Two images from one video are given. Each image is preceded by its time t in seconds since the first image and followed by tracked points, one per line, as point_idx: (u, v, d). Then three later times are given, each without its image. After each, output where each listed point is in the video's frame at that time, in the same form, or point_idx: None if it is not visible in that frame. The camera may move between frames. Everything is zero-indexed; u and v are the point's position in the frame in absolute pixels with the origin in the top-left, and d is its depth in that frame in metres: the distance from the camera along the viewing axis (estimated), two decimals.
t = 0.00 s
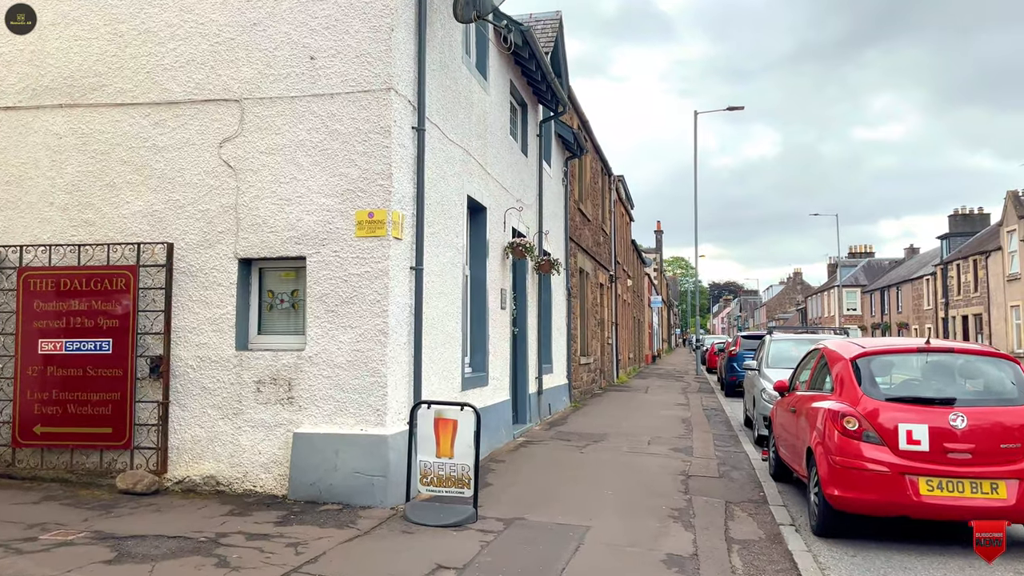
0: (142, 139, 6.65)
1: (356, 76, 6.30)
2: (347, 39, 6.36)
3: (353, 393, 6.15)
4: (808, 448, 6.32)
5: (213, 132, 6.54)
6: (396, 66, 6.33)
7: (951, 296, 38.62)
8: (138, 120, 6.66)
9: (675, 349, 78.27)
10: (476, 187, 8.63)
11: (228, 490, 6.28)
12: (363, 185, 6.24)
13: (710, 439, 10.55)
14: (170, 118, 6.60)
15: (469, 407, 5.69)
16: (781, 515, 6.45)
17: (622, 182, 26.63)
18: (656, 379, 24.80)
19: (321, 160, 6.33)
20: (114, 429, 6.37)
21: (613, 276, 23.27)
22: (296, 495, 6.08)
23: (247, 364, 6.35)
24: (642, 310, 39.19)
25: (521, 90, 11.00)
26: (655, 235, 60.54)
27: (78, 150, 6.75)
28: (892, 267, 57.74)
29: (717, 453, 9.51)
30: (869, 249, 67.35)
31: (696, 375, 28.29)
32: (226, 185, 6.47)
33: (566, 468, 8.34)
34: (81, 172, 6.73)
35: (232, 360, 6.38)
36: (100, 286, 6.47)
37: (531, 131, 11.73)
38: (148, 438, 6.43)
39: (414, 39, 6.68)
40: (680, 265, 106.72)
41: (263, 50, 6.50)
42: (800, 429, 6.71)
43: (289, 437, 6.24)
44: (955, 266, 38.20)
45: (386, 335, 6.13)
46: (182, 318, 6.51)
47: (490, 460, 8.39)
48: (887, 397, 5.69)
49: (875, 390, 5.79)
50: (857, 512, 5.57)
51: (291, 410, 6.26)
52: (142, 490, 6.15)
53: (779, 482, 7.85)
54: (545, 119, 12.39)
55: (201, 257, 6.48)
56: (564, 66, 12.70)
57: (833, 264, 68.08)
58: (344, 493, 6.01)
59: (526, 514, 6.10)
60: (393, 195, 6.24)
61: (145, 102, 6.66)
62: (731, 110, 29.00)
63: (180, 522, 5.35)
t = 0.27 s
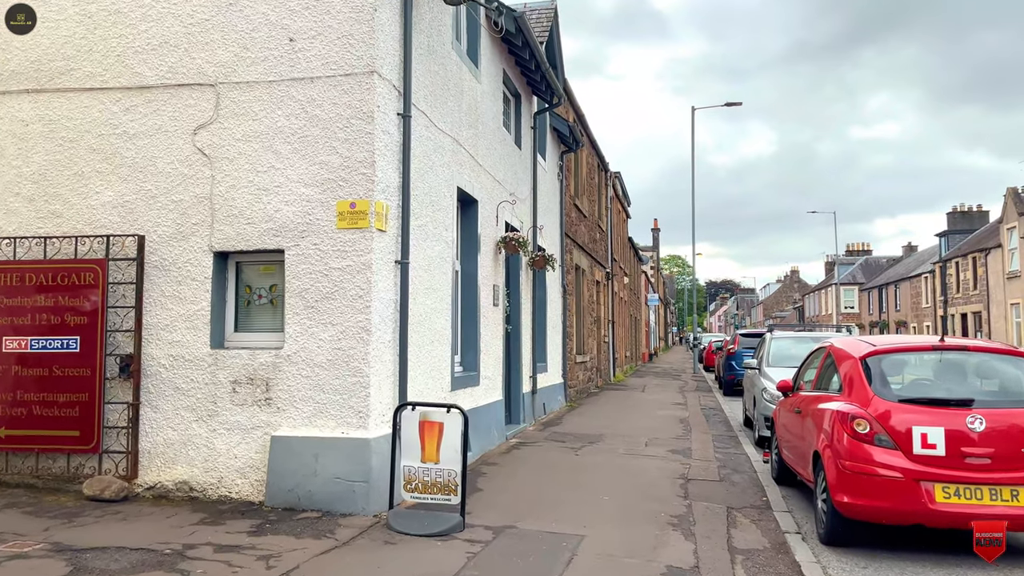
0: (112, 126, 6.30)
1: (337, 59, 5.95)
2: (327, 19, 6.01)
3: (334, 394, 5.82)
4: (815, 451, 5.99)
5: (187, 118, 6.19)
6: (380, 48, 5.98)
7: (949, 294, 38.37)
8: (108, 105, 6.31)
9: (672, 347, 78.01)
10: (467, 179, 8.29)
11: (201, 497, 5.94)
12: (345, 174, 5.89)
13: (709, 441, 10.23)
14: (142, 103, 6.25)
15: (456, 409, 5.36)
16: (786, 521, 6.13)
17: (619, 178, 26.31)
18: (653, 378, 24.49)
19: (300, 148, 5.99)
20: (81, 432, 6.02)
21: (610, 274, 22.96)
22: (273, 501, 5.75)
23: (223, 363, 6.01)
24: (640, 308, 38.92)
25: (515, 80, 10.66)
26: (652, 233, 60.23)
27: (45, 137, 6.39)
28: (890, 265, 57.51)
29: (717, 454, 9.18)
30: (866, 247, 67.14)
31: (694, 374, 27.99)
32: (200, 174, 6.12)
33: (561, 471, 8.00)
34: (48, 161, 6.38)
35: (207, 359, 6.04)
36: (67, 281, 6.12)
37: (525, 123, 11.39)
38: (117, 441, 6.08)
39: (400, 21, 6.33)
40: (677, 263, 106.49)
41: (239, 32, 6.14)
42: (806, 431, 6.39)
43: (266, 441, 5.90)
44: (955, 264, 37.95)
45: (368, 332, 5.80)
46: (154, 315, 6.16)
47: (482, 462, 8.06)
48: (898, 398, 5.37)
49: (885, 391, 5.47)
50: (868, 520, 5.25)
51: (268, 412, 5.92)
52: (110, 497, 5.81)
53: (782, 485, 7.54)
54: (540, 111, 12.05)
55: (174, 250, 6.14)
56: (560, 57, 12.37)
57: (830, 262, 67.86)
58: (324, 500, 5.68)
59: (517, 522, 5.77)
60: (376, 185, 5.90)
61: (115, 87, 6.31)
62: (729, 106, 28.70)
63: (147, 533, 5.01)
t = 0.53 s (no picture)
0: (83, 115, 5.95)
1: (320, 44, 5.61)
2: (311, 2, 5.67)
3: (317, 399, 5.47)
4: (826, 460, 5.66)
5: (162, 107, 5.84)
6: (366, 32, 5.64)
7: (950, 294, 38.09)
8: (78, 94, 5.96)
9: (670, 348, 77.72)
10: (460, 173, 7.95)
11: (176, 509, 5.60)
12: (329, 166, 5.55)
13: (711, 445, 9.90)
14: (114, 92, 5.90)
15: (445, 416, 5.02)
16: (797, 534, 5.79)
17: (617, 176, 26.00)
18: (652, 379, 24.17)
19: (281, 138, 5.64)
20: (48, 440, 5.67)
21: (608, 274, 22.64)
22: (251, 514, 5.42)
23: (199, 367, 5.66)
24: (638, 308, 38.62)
25: (511, 73, 10.33)
26: (650, 232, 59.95)
27: (13, 128, 6.04)
28: (888, 265, 57.28)
29: (720, 460, 8.85)
30: (865, 247, 66.85)
31: (693, 375, 27.68)
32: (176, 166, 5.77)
33: (558, 478, 7.67)
34: (16, 152, 6.03)
35: (182, 363, 5.69)
36: (34, 280, 5.77)
37: (522, 117, 11.05)
38: (87, 450, 5.73)
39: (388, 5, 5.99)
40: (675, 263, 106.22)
41: (218, 16, 5.80)
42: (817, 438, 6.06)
43: (245, 449, 5.55)
44: (955, 264, 37.69)
45: (353, 334, 5.45)
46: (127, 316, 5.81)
47: (476, 470, 7.72)
48: (916, 404, 5.04)
49: (902, 396, 5.13)
50: (886, 534, 4.92)
51: (247, 419, 5.58)
52: (79, 510, 5.46)
53: (790, 494, 7.21)
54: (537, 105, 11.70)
55: (148, 247, 5.79)
56: (557, 50, 12.03)
57: (829, 262, 67.61)
58: (305, 513, 5.34)
59: (511, 536, 5.43)
60: (362, 178, 5.56)
61: (87, 74, 5.96)
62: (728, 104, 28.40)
63: (113, 550, 4.66)
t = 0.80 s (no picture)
0: (48, 105, 5.64)
1: (297, 28, 5.30)
2: None
3: (293, 404, 5.16)
4: (833, 468, 5.35)
5: (131, 95, 5.53)
6: (347, 16, 5.33)
7: (949, 296, 37.85)
8: (44, 82, 5.65)
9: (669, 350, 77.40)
10: (449, 168, 7.65)
11: (144, 522, 5.29)
12: (306, 157, 5.24)
13: (711, 451, 9.60)
14: (80, 79, 5.58)
15: (429, 422, 4.69)
16: (802, 546, 5.48)
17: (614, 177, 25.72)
18: (650, 382, 23.87)
19: (256, 128, 5.33)
20: (10, 448, 5.36)
21: (605, 275, 22.35)
22: (223, 527, 5.11)
23: (169, 370, 5.34)
24: (635, 310, 38.34)
25: (503, 67, 10.02)
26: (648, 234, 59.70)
27: None
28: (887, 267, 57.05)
29: (720, 466, 8.54)
30: (863, 249, 66.65)
31: (691, 377, 27.39)
32: (145, 157, 5.46)
33: (551, 486, 7.35)
34: None
35: (152, 366, 5.37)
36: None
37: (515, 113, 10.75)
38: (51, 458, 5.41)
39: None
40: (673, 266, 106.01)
41: None
42: (823, 445, 5.75)
43: (218, 458, 5.24)
44: (954, 266, 37.44)
45: (332, 335, 5.14)
46: (93, 316, 5.49)
47: (465, 477, 7.40)
48: (929, 408, 4.73)
49: (914, 400, 4.83)
50: (899, 548, 4.61)
51: (220, 425, 5.27)
52: (39, 522, 5.14)
53: (793, 503, 6.90)
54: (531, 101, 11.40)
55: (116, 243, 5.48)
56: (552, 45, 11.73)
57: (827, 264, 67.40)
58: (280, 526, 5.04)
59: (500, 550, 5.12)
60: (342, 169, 5.25)
61: (52, 61, 5.65)
62: (726, 105, 28.13)
63: (70, 567, 4.34)
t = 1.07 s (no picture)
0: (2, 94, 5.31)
1: (264, 10, 4.96)
2: None
3: (260, 413, 4.82)
4: (837, 479, 5.01)
5: (89, 83, 5.20)
6: None
7: (946, 299, 37.63)
8: None
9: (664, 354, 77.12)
10: (433, 164, 7.32)
11: (100, 539, 4.95)
12: (274, 148, 4.91)
13: (706, 458, 9.27)
14: (36, 66, 5.26)
15: (403, 432, 4.35)
16: (804, 562, 5.15)
17: (608, 178, 25.42)
18: (645, 386, 23.55)
19: (221, 117, 4.99)
20: None
21: (599, 278, 22.04)
22: (183, 544, 4.78)
23: (128, 376, 5.00)
24: (630, 314, 38.05)
25: (491, 62, 9.71)
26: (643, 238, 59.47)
27: None
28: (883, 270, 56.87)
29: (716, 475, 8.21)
30: (858, 252, 66.50)
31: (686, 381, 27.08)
32: (104, 149, 5.13)
33: (538, 496, 7.02)
34: None
35: (109, 372, 5.03)
36: None
37: (505, 109, 10.43)
38: (2, 471, 5.10)
39: None
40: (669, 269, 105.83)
41: None
42: (825, 454, 5.42)
43: (180, 470, 4.90)
44: (951, 269, 37.23)
45: (301, 338, 4.80)
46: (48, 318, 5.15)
47: (450, 488, 7.07)
48: (940, 414, 4.41)
49: (924, 406, 4.50)
50: (910, 567, 4.28)
51: (182, 435, 4.92)
52: None
53: (793, 514, 6.57)
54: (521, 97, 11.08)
55: (72, 240, 5.14)
56: (543, 41, 11.41)
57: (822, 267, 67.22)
58: (244, 544, 4.71)
59: (481, 569, 4.78)
60: (312, 161, 4.91)
61: (7, 48, 5.33)
62: (721, 106, 27.85)
63: None
